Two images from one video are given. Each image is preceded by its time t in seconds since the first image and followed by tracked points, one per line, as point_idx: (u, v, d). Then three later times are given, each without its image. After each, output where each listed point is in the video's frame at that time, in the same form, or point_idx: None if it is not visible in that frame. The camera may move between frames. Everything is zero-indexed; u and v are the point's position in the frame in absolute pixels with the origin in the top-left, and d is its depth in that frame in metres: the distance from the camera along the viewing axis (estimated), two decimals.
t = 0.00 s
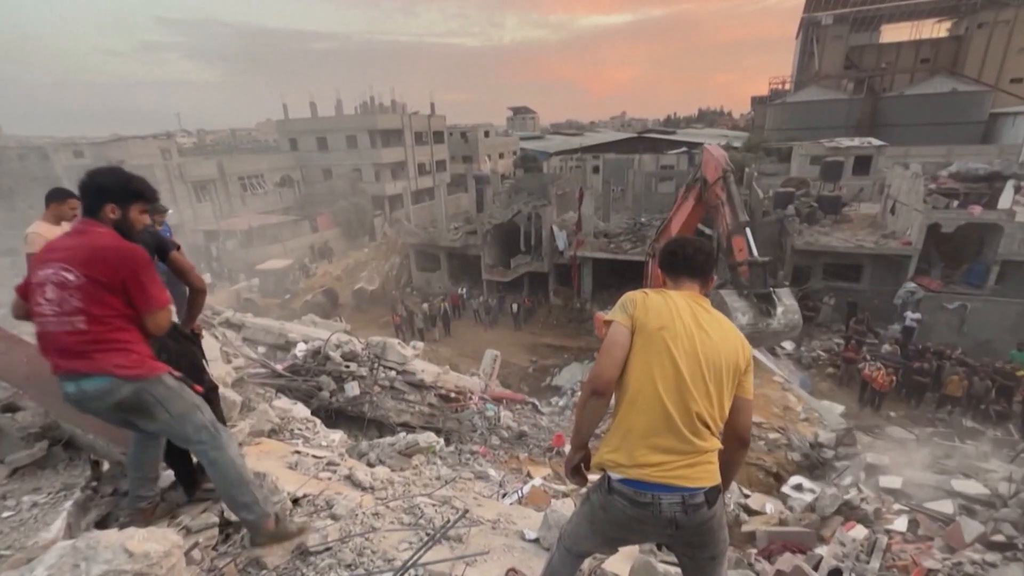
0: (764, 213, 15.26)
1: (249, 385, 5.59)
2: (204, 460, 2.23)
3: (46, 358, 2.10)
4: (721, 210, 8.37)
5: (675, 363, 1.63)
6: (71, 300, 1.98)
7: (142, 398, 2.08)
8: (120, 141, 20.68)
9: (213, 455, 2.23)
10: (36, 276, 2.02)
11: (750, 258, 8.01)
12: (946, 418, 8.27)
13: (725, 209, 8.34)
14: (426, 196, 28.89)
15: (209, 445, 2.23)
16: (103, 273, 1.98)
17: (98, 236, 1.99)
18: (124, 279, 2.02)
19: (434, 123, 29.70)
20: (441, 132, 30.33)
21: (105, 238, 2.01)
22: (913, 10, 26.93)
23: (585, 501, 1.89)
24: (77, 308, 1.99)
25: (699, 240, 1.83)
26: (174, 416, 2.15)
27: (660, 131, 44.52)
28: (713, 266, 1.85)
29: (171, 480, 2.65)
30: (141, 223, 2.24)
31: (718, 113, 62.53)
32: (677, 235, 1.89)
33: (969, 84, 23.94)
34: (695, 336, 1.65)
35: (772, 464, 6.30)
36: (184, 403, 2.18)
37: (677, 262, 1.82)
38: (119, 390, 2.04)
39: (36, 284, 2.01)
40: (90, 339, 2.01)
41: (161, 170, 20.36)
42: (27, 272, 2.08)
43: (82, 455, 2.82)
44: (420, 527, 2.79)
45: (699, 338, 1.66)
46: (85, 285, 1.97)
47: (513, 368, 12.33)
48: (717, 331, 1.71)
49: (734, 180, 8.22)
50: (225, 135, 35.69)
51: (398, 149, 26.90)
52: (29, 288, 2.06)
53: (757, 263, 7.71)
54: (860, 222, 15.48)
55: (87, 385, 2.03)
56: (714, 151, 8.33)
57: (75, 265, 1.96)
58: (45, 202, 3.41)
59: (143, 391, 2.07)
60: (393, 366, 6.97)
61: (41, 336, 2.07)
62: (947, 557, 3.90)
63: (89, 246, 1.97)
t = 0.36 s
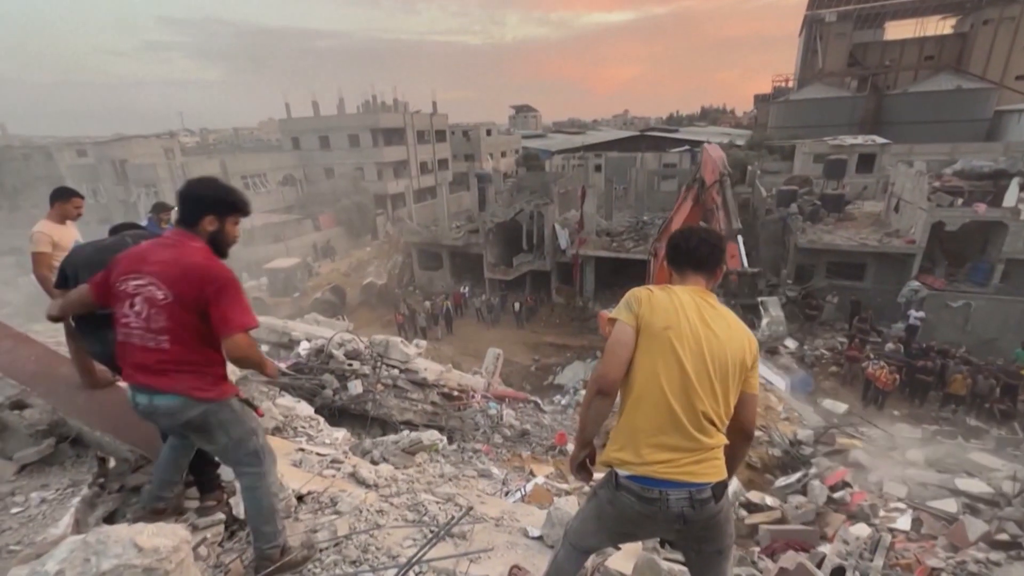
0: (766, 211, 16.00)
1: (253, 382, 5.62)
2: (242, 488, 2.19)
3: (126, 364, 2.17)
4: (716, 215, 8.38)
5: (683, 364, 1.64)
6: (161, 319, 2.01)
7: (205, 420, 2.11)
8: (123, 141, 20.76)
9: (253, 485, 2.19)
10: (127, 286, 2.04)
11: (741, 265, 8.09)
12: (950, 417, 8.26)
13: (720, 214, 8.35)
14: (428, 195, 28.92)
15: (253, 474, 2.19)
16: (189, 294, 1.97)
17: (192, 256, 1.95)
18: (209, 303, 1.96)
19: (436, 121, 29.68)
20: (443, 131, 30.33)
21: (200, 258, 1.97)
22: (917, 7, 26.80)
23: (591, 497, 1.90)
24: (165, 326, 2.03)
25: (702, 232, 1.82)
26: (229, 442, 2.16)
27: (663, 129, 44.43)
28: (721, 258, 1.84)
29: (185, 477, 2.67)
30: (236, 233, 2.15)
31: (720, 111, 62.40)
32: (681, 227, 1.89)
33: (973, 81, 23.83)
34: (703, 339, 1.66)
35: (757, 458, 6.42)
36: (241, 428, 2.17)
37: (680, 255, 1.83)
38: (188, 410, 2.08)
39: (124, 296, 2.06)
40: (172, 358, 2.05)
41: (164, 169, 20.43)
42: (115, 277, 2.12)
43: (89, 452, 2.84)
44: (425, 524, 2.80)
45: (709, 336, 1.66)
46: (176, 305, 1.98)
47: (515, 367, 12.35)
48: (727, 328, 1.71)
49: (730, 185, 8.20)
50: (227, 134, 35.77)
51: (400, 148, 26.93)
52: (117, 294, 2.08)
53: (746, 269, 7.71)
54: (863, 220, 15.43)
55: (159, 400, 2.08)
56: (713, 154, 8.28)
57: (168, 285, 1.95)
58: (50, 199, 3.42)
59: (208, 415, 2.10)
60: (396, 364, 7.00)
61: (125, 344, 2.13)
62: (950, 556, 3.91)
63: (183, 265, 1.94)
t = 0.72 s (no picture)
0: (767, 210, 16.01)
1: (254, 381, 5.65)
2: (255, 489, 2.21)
3: (158, 355, 2.21)
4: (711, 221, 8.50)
5: (688, 365, 1.64)
6: (196, 316, 2.02)
7: (226, 419, 2.12)
8: (123, 140, 20.75)
9: (265, 485, 2.21)
10: (170, 277, 2.06)
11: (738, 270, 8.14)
12: (949, 416, 8.28)
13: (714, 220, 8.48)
14: (428, 194, 28.92)
15: (265, 476, 2.22)
16: (226, 298, 1.95)
17: (236, 256, 1.94)
18: (241, 305, 1.94)
19: (436, 120, 29.67)
20: (443, 130, 30.32)
21: (245, 259, 1.96)
22: (918, 6, 26.77)
23: (598, 493, 1.90)
24: (201, 325, 2.03)
25: (705, 223, 1.79)
26: (246, 443, 2.17)
27: (663, 128, 44.36)
28: (727, 251, 1.80)
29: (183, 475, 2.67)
30: (289, 237, 2.18)
31: (721, 110, 62.31)
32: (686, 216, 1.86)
33: (974, 80, 23.80)
34: (708, 340, 1.64)
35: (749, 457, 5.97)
36: (261, 430, 2.18)
37: (687, 247, 1.80)
38: (211, 409, 2.10)
39: (169, 288, 2.07)
40: (202, 357, 2.07)
41: (163, 167, 20.42)
42: (163, 266, 2.14)
43: (91, 450, 2.84)
44: (426, 522, 2.81)
45: (716, 337, 1.65)
46: (211, 304, 1.97)
47: (515, 366, 12.35)
48: (735, 327, 1.69)
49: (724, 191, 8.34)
50: (227, 133, 35.77)
51: (401, 146, 26.92)
52: (161, 283, 2.11)
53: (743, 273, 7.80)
54: (864, 219, 15.42)
55: (186, 395, 2.11)
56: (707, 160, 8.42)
57: (208, 283, 1.95)
58: (51, 198, 3.43)
59: (229, 415, 2.11)
60: (396, 362, 7.04)
61: (162, 333, 2.16)
62: (950, 554, 3.92)
63: (225, 264, 1.93)
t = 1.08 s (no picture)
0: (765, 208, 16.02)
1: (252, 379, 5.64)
2: (252, 493, 2.21)
3: (159, 356, 2.21)
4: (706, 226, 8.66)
5: (688, 368, 1.63)
6: (194, 318, 2.01)
7: (227, 422, 2.12)
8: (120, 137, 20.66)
9: (261, 488, 2.21)
10: (169, 277, 2.05)
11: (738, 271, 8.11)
12: (946, 414, 8.31)
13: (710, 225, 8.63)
14: (426, 192, 28.88)
15: (261, 480, 2.22)
16: (223, 299, 1.94)
17: (234, 256, 1.93)
18: (239, 306, 1.93)
19: (434, 118, 29.61)
20: (442, 127, 30.27)
21: (244, 259, 1.95)
22: (916, 4, 26.78)
23: (602, 489, 1.90)
24: (198, 327, 2.02)
25: (711, 215, 1.74)
26: (249, 446, 2.17)
27: (662, 126, 44.34)
28: (731, 250, 1.77)
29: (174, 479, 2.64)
30: (288, 237, 2.19)
31: (719, 108, 62.31)
32: (689, 209, 1.81)
33: (972, 78, 23.84)
34: (710, 343, 1.63)
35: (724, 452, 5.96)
36: (261, 433, 2.18)
37: (690, 242, 1.76)
38: (212, 411, 2.09)
39: (167, 289, 2.07)
40: (201, 359, 2.06)
41: (160, 165, 20.32)
42: (161, 266, 2.13)
43: (88, 448, 2.83)
44: (424, 520, 2.81)
45: (714, 339, 1.63)
46: (209, 307, 1.96)
47: (514, 364, 12.35)
48: (735, 328, 1.67)
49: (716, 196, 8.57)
50: (225, 130, 35.65)
51: (399, 144, 26.85)
52: (160, 284, 2.11)
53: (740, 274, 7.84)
54: (862, 218, 15.44)
55: (186, 397, 2.11)
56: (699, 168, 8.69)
57: (206, 285, 1.94)
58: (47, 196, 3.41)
59: (229, 417, 2.11)
60: (395, 360, 7.16)
61: (162, 335, 2.17)
62: (946, 551, 3.95)
63: (223, 265, 1.92)
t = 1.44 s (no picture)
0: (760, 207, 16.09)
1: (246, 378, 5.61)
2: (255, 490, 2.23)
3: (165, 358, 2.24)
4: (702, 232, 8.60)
5: (682, 365, 1.63)
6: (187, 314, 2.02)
7: (233, 420, 2.12)
8: (112, 135, 20.55)
9: (263, 486, 2.22)
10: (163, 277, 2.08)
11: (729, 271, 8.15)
12: (938, 411, 8.40)
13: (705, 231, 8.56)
14: (422, 190, 28.84)
15: (262, 479, 2.23)
16: (211, 292, 1.94)
17: (218, 248, 1.94)
18: (224, 297, 1.92)
19: (430, 116, 29.53)
20: (438, 126, 30.22)
21: (229, 251, 1.95)
22: (910, 4, 26.92)
23: (601, 486, 1.90)
24: (192, 322, 2.03)
25: (704, 210, 1.74)
26: (251, 446, 2.17)
27: (658, 125, 44.42)
28: (725, 245, 1.76)
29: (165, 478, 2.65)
30: (276, 232, 2.18)
31: (715, 108, 62.50)
32: (682, 206, 1.81)
33: (966, 78, 24.00)
34: (700, 336, 1.63)
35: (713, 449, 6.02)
36: (264, 433, 2.19)
37: (685, 239, 1.75)
38: (214, 411, 2.10)
39: (163, 288, 2.09)
40: (198, 358, 2.07)
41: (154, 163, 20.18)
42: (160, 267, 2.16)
43: (81, 449, 2.82)
44: (420, 518, 2.82)
45: (706, 333, 1.63)
46: (199, 300, 1.97)
47: (510, 363, 12.34)
48: (727, 323, 1.66)
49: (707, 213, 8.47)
50: (219, 129, 35.45)
51: (394, 143, 26.78)
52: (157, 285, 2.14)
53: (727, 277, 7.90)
54: (856, 216, 15.52)
55: (190, 395, 2.12)
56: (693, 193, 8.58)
57: (192, 277, 1.95)
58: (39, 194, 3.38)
59: (235, 414, 2.11)
60: (390, 360, 7.17)
61: (164, 336, 2.19)
62: (938, 547, 3.98)
63: (208, 257, 1.92)
